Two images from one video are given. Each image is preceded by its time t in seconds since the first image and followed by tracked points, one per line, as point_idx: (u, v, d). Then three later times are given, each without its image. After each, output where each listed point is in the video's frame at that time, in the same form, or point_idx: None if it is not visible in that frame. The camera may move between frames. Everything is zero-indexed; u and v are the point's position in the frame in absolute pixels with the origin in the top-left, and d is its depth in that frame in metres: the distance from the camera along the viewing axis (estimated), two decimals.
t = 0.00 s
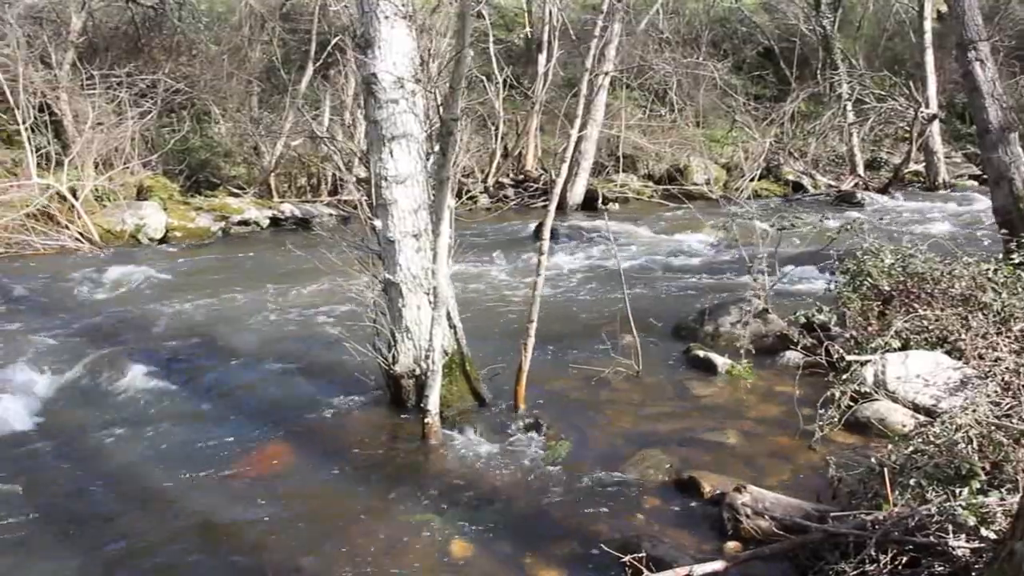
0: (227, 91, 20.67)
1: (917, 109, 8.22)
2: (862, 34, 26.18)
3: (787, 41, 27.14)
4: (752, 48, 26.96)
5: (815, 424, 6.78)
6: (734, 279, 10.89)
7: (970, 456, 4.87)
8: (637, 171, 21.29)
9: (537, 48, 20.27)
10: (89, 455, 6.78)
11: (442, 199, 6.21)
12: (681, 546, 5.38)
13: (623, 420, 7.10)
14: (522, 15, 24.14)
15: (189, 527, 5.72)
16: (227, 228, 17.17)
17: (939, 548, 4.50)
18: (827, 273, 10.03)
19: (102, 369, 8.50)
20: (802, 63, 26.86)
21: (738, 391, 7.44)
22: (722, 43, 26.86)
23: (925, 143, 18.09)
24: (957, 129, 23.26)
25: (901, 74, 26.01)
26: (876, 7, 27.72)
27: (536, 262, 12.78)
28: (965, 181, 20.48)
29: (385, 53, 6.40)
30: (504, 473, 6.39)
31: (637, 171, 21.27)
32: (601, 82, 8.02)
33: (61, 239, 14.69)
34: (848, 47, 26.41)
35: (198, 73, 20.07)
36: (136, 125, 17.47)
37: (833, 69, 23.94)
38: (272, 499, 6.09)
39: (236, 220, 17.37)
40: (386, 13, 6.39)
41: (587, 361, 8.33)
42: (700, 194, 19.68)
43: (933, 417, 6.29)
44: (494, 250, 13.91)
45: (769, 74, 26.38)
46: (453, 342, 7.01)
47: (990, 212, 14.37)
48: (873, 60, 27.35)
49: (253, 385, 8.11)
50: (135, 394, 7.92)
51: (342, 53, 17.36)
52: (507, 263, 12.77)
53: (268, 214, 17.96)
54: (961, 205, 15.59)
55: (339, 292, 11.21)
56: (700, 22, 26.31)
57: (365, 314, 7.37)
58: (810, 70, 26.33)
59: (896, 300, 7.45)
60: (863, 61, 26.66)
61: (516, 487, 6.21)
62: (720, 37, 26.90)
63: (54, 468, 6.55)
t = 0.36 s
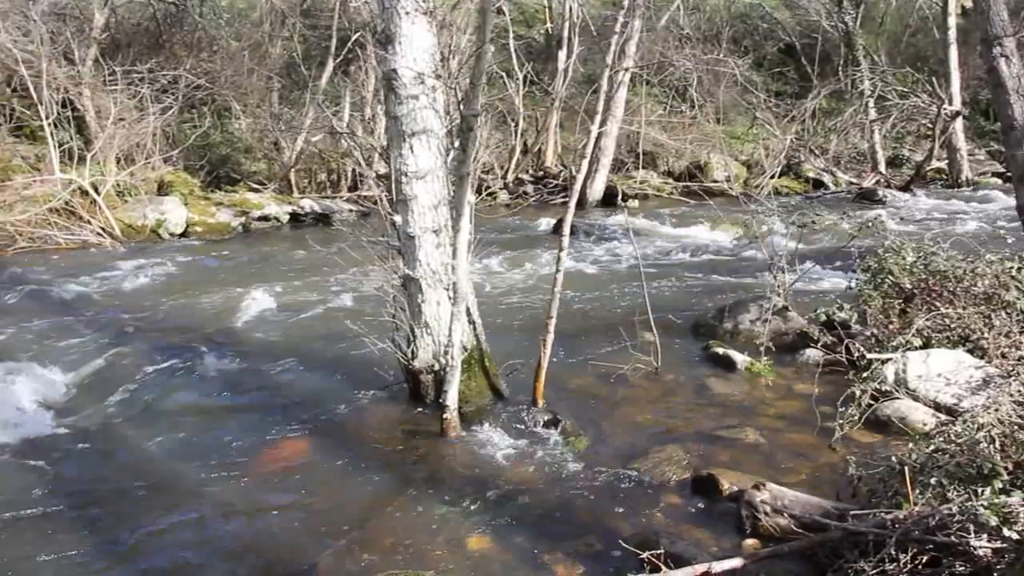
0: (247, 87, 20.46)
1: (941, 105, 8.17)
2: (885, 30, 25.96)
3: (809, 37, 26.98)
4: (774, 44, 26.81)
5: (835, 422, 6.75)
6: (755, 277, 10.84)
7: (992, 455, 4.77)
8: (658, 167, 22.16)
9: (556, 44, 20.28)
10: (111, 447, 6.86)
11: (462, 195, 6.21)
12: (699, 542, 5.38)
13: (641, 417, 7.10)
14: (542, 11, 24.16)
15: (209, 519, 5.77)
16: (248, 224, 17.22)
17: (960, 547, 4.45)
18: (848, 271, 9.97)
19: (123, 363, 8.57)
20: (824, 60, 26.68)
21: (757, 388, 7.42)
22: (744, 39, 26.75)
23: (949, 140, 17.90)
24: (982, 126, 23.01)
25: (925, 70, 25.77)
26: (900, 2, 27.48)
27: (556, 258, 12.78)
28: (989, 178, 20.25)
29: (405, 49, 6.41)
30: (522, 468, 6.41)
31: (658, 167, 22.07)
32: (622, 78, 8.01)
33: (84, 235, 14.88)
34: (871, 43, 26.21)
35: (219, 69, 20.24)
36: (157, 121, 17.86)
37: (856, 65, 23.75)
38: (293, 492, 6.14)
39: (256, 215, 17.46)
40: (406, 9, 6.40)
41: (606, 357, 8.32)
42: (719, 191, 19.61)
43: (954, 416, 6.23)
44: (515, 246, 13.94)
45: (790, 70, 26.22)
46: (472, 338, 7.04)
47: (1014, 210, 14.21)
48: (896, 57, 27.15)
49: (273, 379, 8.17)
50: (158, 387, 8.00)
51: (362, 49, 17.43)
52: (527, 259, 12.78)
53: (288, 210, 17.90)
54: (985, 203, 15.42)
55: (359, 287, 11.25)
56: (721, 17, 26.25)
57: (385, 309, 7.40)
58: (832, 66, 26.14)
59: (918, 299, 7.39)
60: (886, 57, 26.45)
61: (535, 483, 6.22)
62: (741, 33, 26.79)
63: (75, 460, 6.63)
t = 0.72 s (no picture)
0: (267, 79, 20.92)
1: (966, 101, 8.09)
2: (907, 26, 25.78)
3: (830, 34, 26.78)
4: (794, 40, 26.67)
5: (852, 420, 6.71)
6: (773, 273, 10.81)
7: (1012, 456, 4.73)
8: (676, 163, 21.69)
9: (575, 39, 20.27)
10: (130, 435, 6.92)
11: (481, 188, 6.20)
12: (714, 538, 5.37)
13: (658, 412, 7.09)
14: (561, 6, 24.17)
15: (226, 509, 5.80)
16: (266, 215, 17.35)
17: (979, 548, 4.37)
18: (867, 269, 9.92)
19: (141, 352, 8.63)
20: (846, 56, 26.52)
21: (774, 385, 7.39)
22: (764, 35, 26.67)
23: (971, 139, 17.76)
24: (1005, 124, 22.80)
25: (947, 67, 25.57)
26: None
27: (574, 252, 12.80)
28: (1011, 177, 20.08)
29: (426, 41, 6.39)
30: (538, 462, 6.41)
31: (676, 163, 21.73)
32: (643, 72, 8.00)
33: (103, 224, 14.98)
34: (893, 39, 26.03)
35: (238, 60, 20.40)
36: (177, 111, 17.86)
37: (878, 62, 23.60)
38: (308, 483, 6.16)
39: (275, 207, 17.56)
40: (427, 2, 6.38)
41: (623, 353, 8.31)
42: (736, 188, 19.61)
43: (973, 416, 6.18)
44: (533, 239, 13.97)
45: (811, 67, 26.10)
46: (488, 331, 7.05)
47: None
48: (918, 53, 26.97)
49: (289, 370, 8.20)
50: (175, 376, 8.06)
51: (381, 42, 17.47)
52: (545, 253, 12.80)
53: (307, 202, 18.11)
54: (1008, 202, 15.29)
55: (377, 278, 11.30)
56: (741, 13, 26.17)
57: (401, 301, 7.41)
58: (853, 63, 25.95)
59: (938, 297, 7.32)
60: (908, 54, 26.29)
61: (549, 477, 6.21)
62: (761, 29, 26.71)
63: (95, 448, 6.70)
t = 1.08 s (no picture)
0: (285, 74, 21.19)
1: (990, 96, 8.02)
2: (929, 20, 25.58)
3: (850, 28, 26.64)
4: (814, 35, 26.53)
5: (872, 417, 6.67)
6: (792, 269, 10.79)
7: None
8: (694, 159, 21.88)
9: (592, 33, 20.26)
10: (150, 427, 6.97)
11: (500, 182, 6.19)
12: (732, 534, 5.35)
13: (676, 408, 7.07)
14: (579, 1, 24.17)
15: (243, 503, 5.83)
16: (284, 210, 17.52)
17: (1001, 547, 4.30)
18: (887, 265, 9.88)
19: (160, 346, 8.70)
20: (866, 51, 26.36)
21: (793, 381, 7.37)
22: (783, 30, 26.55)
23: (994, 134, 17.60)
24: None
25: (970, 61, 25.36)
26: None
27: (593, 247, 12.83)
28: None
29: (444, 35, 6.39)
30: (555, 457, 6.41)
31: (694, 159, 21.77)
32: (662, 66, 7.99)
33: (123, 219, 15.04)
34: (914, 34, 25.83)
35: (257, 56, 20.64)
36: (196, 107, 18.13)
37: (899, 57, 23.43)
38: (326, 476, 6.19)
39: (293, 201, 17.76)
40: None
41: (640, 348, 8.31)
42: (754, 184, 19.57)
43: (995, 413, 6.12)
44: (552, 234, 14.00)
45: (830, 62, 25.96)
46: (506, 326, 7.06)
47: None
48: (940, 48, 26.78)
49: (307, 364, 8.24)
50: (195, 370, 8.12)
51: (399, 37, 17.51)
52: (564, 248, 12.82)
53: (325, 197, 18.32)
54: None
55: (396, 273, 11.35)
56: (760, 8, 26.07)
57: (419, 296, 7.43)
58: (873, 58, 25.78)
59: (959, 294, 7.26)
60: (930, 48, 26.09)
61: (567, 472, 6.21)
62: (780, 24, 26.61)
63: (114, 441, 6.74)
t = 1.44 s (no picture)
0: (303, 69, 21.28)
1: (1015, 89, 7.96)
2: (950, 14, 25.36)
3: (870, 21, 26.45)
4: (833, 29, 26.38)
5: (893, 413, 6.63)
6: (811, 264, 10.75)
7: None
8: (713, 153, 22.23)
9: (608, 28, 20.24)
10: (170, 422, 7.02)
11: (519, 176, 6.18)
12: (752, 531, 5.33)
13: (694, 403, 7.06)
14: None
15: (260, 497, 5.86)
16: (302, 205, 17.62)
17: None
18: (907, 260, 9.84)
19: (178, 341, 8.74)
20: (886, 45, 26.18)
21: (813, 377, 7.34)
22: (802, 24, 26.43)
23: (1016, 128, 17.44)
24: None
25: (992, 55, 25.11)
26: None
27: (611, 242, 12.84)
28: None
29: (463, 29, 6.38)
30: (574, 453, 6.40)
31: (712, 154, 21.79)
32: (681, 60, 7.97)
33: (142, 214, 15.12)
34: (935, 27, 25.61)
35: (274, 52, 20.77)
36: (214, 103, 18.16)
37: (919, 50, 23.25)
38: (344, 471, 6.21)
39: (311, 197, 17.87)
40: None
41: (659, 343, 8.30)
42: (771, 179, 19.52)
43: (1018, 410, 6.06)
44: (571, 229, 14.03)
45: (849, 56, 25.80)
46: (525, 321, 7.06)
47: None
48: (961, 41, 26.55)
49: (326, 359, 8.27)
50: (214, 364, 8.17)
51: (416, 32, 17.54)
52: (582, 243, 12.83)
53: (343, 192, 18.40)
54: None
55: (414, 267, 11.39)
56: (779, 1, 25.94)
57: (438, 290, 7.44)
58: (893, 52, 25.61)
59: (981, 290, 7.19)
60: (951, 41, 25.87)
61: (585, 467, 6.20)
62: (799, 18, 26.49)
63: (132, 435, 6.79)
